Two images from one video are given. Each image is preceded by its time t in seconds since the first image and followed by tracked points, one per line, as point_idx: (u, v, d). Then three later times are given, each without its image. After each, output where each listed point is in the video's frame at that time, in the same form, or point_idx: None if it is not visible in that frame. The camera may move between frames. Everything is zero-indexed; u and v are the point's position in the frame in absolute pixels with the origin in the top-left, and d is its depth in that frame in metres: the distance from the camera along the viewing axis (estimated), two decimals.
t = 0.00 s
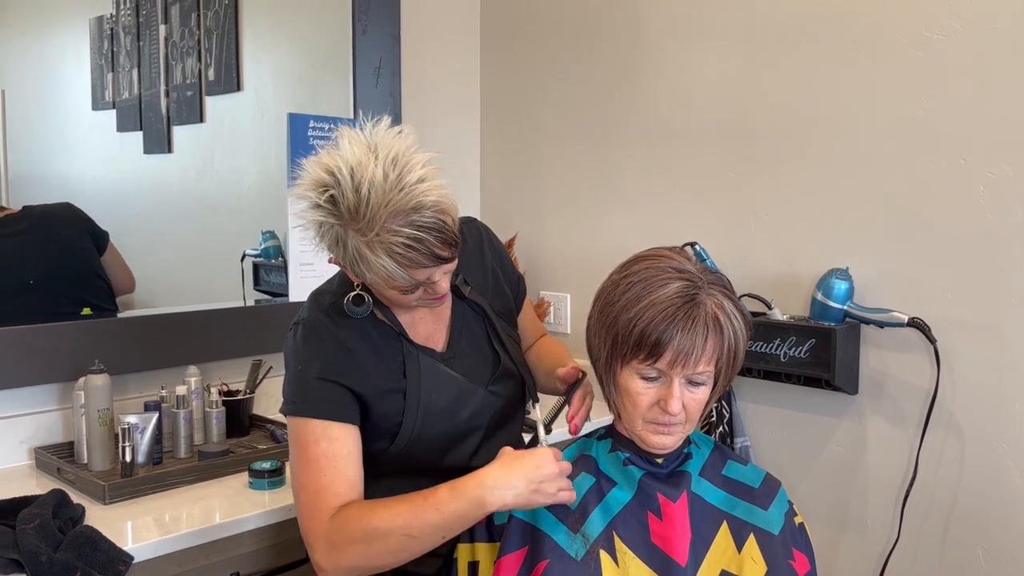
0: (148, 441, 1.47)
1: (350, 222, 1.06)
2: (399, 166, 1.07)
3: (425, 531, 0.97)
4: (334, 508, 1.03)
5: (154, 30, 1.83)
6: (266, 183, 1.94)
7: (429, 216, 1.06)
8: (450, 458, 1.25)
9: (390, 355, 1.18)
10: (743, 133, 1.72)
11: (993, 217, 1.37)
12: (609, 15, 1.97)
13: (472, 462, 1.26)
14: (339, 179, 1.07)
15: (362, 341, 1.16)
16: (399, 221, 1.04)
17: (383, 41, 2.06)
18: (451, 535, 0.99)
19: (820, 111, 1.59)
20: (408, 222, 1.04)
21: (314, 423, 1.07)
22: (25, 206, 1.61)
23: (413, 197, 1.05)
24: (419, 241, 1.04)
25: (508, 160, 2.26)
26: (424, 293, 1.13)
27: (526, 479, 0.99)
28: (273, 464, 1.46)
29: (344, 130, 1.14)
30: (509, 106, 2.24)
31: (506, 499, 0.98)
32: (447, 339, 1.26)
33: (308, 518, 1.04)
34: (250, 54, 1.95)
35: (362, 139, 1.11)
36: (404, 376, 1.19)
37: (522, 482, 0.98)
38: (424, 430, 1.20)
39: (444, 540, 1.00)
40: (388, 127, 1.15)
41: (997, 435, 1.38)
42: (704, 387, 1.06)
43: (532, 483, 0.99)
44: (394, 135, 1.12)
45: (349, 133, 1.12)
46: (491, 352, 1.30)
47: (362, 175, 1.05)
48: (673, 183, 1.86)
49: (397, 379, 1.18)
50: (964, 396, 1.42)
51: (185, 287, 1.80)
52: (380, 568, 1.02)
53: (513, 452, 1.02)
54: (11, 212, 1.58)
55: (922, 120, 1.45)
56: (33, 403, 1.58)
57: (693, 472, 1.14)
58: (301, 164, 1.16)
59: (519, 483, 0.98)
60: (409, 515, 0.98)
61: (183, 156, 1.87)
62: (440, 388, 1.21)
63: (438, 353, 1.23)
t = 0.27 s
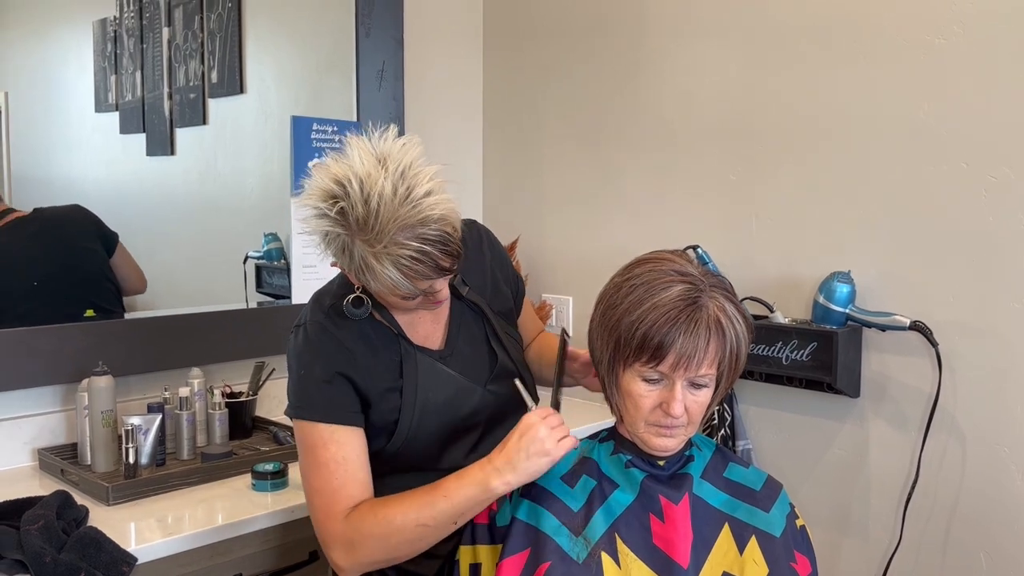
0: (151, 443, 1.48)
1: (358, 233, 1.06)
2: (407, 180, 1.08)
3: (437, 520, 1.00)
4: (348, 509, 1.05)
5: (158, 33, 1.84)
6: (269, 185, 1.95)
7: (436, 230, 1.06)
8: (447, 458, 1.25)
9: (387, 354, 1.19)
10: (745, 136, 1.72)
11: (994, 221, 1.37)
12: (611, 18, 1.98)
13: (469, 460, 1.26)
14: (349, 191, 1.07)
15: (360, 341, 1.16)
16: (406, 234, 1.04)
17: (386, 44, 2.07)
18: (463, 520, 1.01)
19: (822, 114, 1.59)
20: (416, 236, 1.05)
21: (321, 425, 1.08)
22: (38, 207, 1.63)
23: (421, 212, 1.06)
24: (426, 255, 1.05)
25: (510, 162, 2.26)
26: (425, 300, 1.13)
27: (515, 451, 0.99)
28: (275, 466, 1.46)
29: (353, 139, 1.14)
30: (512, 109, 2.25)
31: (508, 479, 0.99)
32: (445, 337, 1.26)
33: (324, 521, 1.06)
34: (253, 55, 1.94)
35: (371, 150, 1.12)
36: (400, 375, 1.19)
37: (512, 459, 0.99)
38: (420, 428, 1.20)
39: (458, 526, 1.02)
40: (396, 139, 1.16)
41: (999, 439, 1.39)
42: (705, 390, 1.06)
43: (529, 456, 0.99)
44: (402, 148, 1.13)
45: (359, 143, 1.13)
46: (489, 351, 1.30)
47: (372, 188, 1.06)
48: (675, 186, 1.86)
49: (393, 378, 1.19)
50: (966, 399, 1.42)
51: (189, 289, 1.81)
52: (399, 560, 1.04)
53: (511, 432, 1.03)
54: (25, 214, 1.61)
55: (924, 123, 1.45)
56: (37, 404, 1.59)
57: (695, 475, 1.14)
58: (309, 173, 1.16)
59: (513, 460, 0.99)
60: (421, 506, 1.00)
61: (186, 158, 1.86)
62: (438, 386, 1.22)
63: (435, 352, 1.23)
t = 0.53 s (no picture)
0: (153, 445, 1.48)
1: (363, 229, 1.06)
2: (413, 178, 1.08)
3: (447, 505, 0.98)
4: (359, 492, 1.04)
5: (160, 35, 1.84)
6: (271, 188, 1.95)
7: (439, 228, 1.06)
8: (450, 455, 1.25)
9: (391, 351, 1.19)
10: (747, 140, 1.72)
11: (997, 225, 1.37)
12: (613, 22, 1.98)
13: (469, 457, 1.26)
14: (356, 188, 1.08)
15: (363, 334, 1.17)
16: (410, 231, 1.05)
17: (388, 47, 2.07)
18: (474, 512, 0.99)
19: (824, 118, 1.59)
20: (420, 233, 1.05)
21: (328, 412, 1.09)
22: (49, 211, 1.64)
23: (425, 210, 1.06)
24: (429, 252, 1.05)
25: (512, 165, 2.27)
26: (427, 298, 1.13)
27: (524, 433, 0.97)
28: (277, 468, 1.46)
29: (361, 138, 1.15)
30: (514, 111, 2.25)
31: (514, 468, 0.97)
32: (447, 336, 1.27)
33: (335, 504, 1.05)
34: (255, 58, 1.95)
35: (379, 149, 1.12)
36: (403, 371, 1.19)
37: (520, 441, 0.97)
38: (423, 424, 1.21)
39: (469, 517, 0.99)
40: (403, 139, 1.16)
41: (1001, 442, 1.38)
42: (708, 393, 1.06)
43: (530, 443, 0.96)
44: (408, 147, 1.14)
45: (366, 142, 1.14)
46: (491, 350, 1.30)
47: (378, 186, 1.07)
48: (677, 189, 1.86)
49: (397, 374, 1.19)
50: (968, 403, 1.42)
51: (192, 291, 1.81)
52: (410, 548, 1.02)
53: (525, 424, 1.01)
54: (36, 216, 1.61)
55: (926, 128, 1.45)
56: (39, 406, 1.59)
57: (696, 478, 1.14)
58: (316, 170, 1.17)
59: (521, 448, 0.97)
60: (432, 492, 0.99)
61: (188, 160, 1.86)
62: (440, 382, 1.21)
63: (438, 349, 1.24)
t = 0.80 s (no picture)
0: (155, 447, 1.48)
1: (364, 224, 1.07)
2: (413, 174, 1.09)
3: (460, 514, 0.98)
4: (370, 493, 1.04)
5: (163, 38, 1.84)
6: (273, 191, 1.95)
7: (439, 222, 1.07)
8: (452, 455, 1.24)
9: (395, 351, 1.20)
10: (749, 143, 1.72)
11: (998, 230, 1.37)
12: (616, 25, 1.99)
13: (472, 457, 1.25)
14: (356, 183, 1.08)
15: (368, 333, 1.18)
16: (410, 226, 1.05)
17: (391, 50, 2.08)
18: (485, 525, 0.98)
19: (827, 122, 1.59)
20: (420, 227, 1.05)
21: (336, 412, 1.09)
22: (58, 213, 1.65)
23: (425, 204, 1.07)
24: (429, 246, 1.05)
25: (514, 168, 2.27)
26: (429, 294, 1.13)
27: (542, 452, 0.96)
28: (279, 470, 1.46)
29: (362, 136, 1.16)
30: (516, 115, 2.25)
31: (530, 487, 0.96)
32: (451, 337, 1.27)
33: (346, 505, 1.05)
34: (258, 60, 1.95)
35: (381, 146, 1.13)
36: (407, 371, 1.20)
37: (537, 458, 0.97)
38: (427, 423, 1.20)
39: (479, 530, 0.98)
40: (405, 137, 1.17)
41: (1003, 447, 1.38)
42: (711, 398, 1.06)
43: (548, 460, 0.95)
44: (410, 143, 1.14)
45: (368, 138, 1.14)
46: (494, 351, 1.30)
47: (378, 181, 1.07)
48: (679, 193, 1.86)
49: (400, 373, 1.19)
50: (970, 407, 1.42)
51: (194, 293, 1.81)
52: (420, 552, 1.02)
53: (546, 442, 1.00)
54: (44, 218, 1.62)
55: (927, 131, 1.46)
56: (40, 408, 1.59)
57: (699, 482, 1.14)
58: (319, 168, 1.17)
59: (540, 467, 0.96)
60: (446, 499, 0.99)
61: (190, 162, 1.86)
62: (444, 382, 1.22)
63: (442, 350, 1.24)
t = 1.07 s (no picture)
0: (156, 451, 1.48)
1: (359, 224, 1.07)
2: (407, 174, 1.09)
3: (469, 515, 0.98)
4: (377, 493, 1.04)
5: (165, 42, 1.85)
6: (274, 195, 1.95)
7: (433, 221, 1.07)
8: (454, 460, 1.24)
9: (398, 354, 1.20)
10: (751, 148, 1.73)
11: (1000, 236, 1.37)
12: (617, 30, 1.99)
13: (474, 461, 1.25)
14: (350, 183, 1.09)
15: (371, 337, 1.18)
16: (404, 225, 1.05)
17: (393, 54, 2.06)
18: (495, 525, 0.99)
19: (828, 127, 1.60)
20: (413, 226, 1.05)
21: (340, 414, 1.10)
22: (60, 215, 1.65)
23: (418, 203, 1.07)
24: (423, 244, 1.05)
25: (516, 172, 2.27)
26: (428, 295, 1.13)
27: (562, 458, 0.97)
28: (279, 475, 1.46)
29: (356, 137, 1.16)
30: (518, 119, 2.26)
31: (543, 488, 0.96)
32: (452, 341, 1.27)
33: (353, 505, 1.05)
34: (260, 64, 1.97)
35: (375, 146, 1.13)
36: (409, 375, 1.20)
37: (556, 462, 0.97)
38: (428, 427, 1.21)
39: (489, 530, 0.99)
40: (399, 137, 1.17)
41: (1004, 453, 1.38)
42: (710, 402, 1.07)
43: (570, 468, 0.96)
44: (404, 144, 1.14)
45: (362, 139, 1.15)
46: (496, 355, 1.30)
47: (371, 181, 1.07)
48: (681, 197, 1.87)
49: (403, 377, 1.20)
50: (971, 413, 1.42)
51: (195, 297, 1.81)
52: (427, 552, 1.02)
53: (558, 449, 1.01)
54: (46, 221, 1.63)
55: (928, 137, 1.46)
56: (42, 412, 1.59)
57: (700, 487, 1.14)
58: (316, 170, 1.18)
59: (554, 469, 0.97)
60: (455, 499, 0.99)
61: (192, 166, 1.89)
62: (445, 387, 1.22)
63: (444, 354, 1.24)
